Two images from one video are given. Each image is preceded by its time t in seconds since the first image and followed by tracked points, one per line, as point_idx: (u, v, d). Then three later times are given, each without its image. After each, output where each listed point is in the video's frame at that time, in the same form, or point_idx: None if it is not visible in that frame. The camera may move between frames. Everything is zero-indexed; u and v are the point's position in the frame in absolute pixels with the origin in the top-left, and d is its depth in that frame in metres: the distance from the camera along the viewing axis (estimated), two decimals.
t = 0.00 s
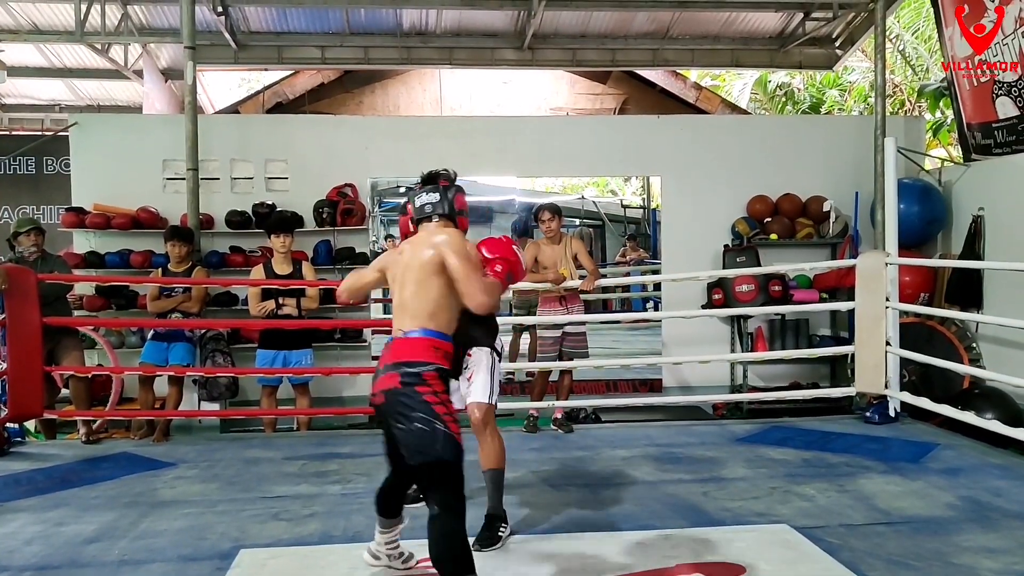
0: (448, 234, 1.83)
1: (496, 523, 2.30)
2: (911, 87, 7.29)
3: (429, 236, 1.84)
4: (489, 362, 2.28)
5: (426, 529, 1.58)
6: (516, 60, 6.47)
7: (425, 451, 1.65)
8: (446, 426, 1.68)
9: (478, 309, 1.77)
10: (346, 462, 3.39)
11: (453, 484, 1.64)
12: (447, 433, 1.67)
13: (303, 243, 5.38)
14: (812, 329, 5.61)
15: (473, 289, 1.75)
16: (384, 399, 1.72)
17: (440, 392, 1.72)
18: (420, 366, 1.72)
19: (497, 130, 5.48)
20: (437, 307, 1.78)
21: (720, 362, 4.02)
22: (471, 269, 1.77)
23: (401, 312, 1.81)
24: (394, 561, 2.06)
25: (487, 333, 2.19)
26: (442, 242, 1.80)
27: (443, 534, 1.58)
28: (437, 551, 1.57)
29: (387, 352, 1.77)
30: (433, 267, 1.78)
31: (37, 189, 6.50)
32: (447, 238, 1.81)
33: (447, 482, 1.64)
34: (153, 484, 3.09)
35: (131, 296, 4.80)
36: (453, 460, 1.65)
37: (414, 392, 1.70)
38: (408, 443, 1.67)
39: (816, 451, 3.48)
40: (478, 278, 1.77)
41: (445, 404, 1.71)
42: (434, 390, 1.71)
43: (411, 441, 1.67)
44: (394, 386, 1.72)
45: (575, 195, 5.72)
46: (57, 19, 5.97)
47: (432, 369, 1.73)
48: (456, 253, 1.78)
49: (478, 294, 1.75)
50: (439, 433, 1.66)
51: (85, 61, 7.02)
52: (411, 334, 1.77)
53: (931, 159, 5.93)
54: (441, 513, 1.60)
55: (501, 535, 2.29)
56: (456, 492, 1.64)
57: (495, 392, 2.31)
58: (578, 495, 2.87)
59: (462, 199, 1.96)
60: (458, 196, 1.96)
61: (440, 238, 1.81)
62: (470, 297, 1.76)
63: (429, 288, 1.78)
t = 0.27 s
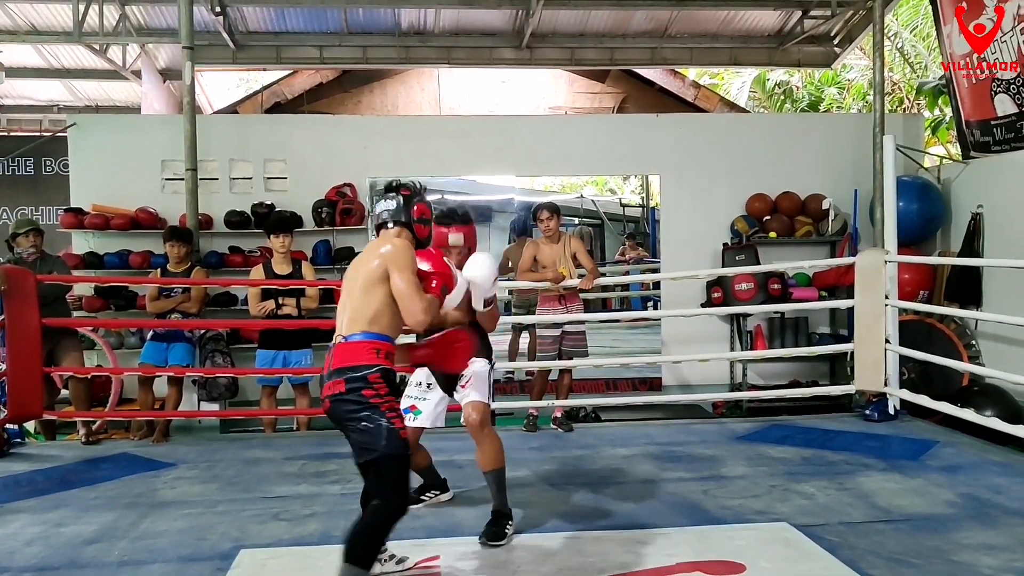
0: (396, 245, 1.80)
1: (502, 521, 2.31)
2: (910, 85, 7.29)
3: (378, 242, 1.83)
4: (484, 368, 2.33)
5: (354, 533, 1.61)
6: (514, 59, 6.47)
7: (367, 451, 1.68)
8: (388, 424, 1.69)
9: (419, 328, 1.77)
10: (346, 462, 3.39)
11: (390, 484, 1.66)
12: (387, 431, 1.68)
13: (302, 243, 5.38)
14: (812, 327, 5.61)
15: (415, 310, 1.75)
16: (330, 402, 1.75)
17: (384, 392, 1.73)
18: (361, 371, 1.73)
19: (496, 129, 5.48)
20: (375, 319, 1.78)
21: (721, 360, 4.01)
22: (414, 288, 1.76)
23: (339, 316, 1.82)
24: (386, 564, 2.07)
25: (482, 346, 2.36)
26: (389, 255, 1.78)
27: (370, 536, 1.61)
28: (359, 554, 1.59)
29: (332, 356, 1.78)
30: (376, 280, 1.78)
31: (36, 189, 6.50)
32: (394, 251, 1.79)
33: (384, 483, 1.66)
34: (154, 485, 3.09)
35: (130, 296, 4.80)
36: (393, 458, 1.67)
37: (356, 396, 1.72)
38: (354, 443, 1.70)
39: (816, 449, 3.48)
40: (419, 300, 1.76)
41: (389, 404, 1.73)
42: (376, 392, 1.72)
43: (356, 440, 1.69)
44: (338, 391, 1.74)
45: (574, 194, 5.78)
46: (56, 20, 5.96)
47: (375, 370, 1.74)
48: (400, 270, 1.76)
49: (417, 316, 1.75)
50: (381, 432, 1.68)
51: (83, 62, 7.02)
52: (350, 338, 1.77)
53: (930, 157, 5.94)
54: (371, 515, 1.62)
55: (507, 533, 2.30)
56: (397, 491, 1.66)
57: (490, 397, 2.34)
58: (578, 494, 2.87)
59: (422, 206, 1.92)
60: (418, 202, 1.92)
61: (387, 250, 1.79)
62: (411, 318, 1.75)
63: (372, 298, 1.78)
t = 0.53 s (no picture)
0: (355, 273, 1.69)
1: (514, 523, 2.32)
2: (909, 81, 7.29)
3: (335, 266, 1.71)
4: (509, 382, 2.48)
5: (279, 554, 1.62)
6: (513, 56, 6.47)
7: (314, 477, 1.68)
8: (343, 458, 1.69)
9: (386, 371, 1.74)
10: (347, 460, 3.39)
11: (324, 515, 1.67)
12: (340, 464, 1.68)
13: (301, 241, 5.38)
14: (811, 324, 5.61)
15: (386, 359, 1.70)
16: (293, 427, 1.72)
17: (351, 424, 1.72)
18: (331, 404, 1.70)
19: (495, 126, 5.47)
20: (333, 359, 1.70)
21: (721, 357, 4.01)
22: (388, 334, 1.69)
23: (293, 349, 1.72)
24: (380, 549, 2.11)
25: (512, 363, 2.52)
26: (359, 296, 1.67)
27: (292, 564, 1.62)
28: None
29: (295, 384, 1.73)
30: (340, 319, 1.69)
31: (34, 188, 6.49)
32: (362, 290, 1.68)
33: (322, 512, 1.67)
34: (154, 483, 3.09)
35: (130, 295, 4.80)
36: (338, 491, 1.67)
37: (322, 423, 1.70)
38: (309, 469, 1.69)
39: (816, 445, 3.48)
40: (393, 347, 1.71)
41: (353, 436, 1.71)
42: (343, 424, 1.70)
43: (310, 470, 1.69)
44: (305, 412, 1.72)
45: (574, 191, 5.82)
46: (54, 18, 5.95)
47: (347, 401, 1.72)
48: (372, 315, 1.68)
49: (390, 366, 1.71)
50: (334, 464, 1.68)
51: (82, 61, 7.01)
52: (310, 376, 1.70)
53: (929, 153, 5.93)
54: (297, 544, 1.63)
55: (519, 534, 2.30)
56: (330, 526, 1.68)
57: (510, 404, 2.44)
58: (578, 491, 2.87)
59: (366, 206, 1.78)
60: (362, 202, 1.78)
61: (350, 284, 1.68)
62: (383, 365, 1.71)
63: (328, 333, 1.67)
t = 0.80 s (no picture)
0: (336, 243, 1.74)
1: (513, 518, 2.29)
2: (909, 78, 7.29)
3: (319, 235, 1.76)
4: (512, 355, 2.42)
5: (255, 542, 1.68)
6: (513, 53, 6.46)
7: (277, 456, 1.71)
8: (300, 432, 1.72)
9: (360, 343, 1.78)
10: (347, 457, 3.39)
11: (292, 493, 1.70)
12: (298, 438, 1.71)
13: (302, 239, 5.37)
14: (812, 320, 5.61)
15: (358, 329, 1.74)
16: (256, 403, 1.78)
17: (303, 397, 1.75)
18: (283, 377, 1.75)
19: (496, 124, 5.47)
20: (309, 324, 1.76)
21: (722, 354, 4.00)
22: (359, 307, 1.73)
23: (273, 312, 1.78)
24: (325, 566, 1.96)
25: (518, 328, 2.44)
26: (332, 262, 1.72)
27: (270, 548, 1.67)
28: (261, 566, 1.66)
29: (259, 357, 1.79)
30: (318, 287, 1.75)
31: (35, 187, 6.49)
32: (340, 260, 1.72)
33: (288, 492, 1.70)
34: (155, 482, 3.09)
35: (131, 293, 4.80)
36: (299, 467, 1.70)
37: (276, 402, 1.74)
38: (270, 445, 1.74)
39: (817, 442, 3.48)
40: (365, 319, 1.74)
41: (306, 409, 1.74)
42: (294, 398, 1.74)
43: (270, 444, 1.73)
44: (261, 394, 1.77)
45: (575, 188, 5.90)
46: (54, 17, 5.95)
47: (297, 376, 1.75)
48: (347, 284, 1.72)
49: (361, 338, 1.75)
50: (292, 439, 1.71)
51: (82, 59, 7.01)
52: (276, 342, 1.76)
53: (930, 149, 5.93)
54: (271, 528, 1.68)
55: (517, 529, 2.28)
56: (295, 500, 1.71)
57: (515, 393, 2.42)
58: (579, 489, 2.87)
59: (364, 186, 1.82)
60: (360, 182, 1.83)
61: (330, 253, 1.73)
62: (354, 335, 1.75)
63: (309, 297, 1.74)
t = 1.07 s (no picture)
0: (328, 238, 1.84)
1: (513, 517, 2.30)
2: (909, 77, 7.29)
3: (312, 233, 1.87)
4: (510, 356, 2.43)
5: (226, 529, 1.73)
6: (513, 53, 6.46)
7: (247, 446, 1.75)
8: (269, 421, 1.76)
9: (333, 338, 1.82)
10: (348, 458, 3.39)
11: (263, 483, 1.75)
12: (268, 428, 1.75)
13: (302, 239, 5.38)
14: (813, 320, 5.61)
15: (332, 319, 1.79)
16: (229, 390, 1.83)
17: (272, 385, 1.78)
18: (254, 361, 1.79)
19: (497, 125, 5.47)
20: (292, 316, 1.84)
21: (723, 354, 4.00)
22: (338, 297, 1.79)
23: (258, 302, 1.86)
24: (323, 573, 1.97)
25: (516, 330, 2.45)
26: (322, 257, 1.81)
27: (239, 535, 1.72)
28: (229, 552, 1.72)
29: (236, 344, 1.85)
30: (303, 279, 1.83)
31: (35, 188, 6.50)
32: (327, 253, 1.81)
33: (259, 480, 1.75)
34: (156, 483, 3.09)
35: (131, 294, 4.80)
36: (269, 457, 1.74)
37: (246, 387, 1.79)
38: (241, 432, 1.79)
39: (818, 442, 3.48)
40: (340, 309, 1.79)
41: (275, 398, 1.78)
42: (263, 386, 1.77)
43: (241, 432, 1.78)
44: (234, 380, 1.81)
45: (574, 188, 5.85)
46: (53, 18, 5.95)
47: (267, 363, 1.79)
48: (330, 273, 1.80)
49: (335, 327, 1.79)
50: (262, 429, 1.75)
51: (82, 60, 7.01)
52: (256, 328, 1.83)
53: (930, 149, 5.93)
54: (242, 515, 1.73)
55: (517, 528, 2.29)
56: (262, 488, 1.75)
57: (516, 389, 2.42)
58: (580, 488, 2.87)
59: (352, 202, 1.87)
60: (348, 199, 1.88)
61: (319, 247, 1.83)
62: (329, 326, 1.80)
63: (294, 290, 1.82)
